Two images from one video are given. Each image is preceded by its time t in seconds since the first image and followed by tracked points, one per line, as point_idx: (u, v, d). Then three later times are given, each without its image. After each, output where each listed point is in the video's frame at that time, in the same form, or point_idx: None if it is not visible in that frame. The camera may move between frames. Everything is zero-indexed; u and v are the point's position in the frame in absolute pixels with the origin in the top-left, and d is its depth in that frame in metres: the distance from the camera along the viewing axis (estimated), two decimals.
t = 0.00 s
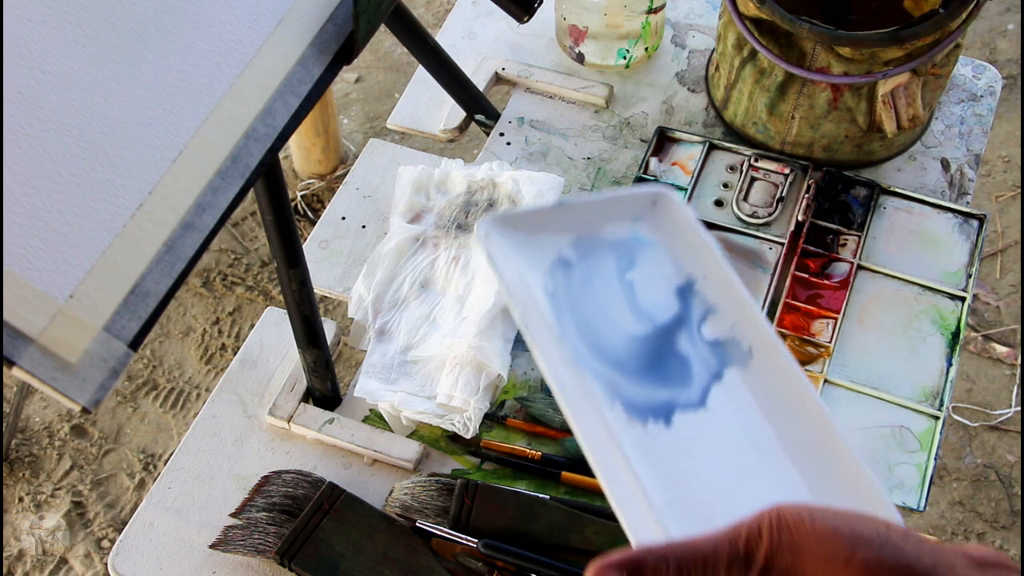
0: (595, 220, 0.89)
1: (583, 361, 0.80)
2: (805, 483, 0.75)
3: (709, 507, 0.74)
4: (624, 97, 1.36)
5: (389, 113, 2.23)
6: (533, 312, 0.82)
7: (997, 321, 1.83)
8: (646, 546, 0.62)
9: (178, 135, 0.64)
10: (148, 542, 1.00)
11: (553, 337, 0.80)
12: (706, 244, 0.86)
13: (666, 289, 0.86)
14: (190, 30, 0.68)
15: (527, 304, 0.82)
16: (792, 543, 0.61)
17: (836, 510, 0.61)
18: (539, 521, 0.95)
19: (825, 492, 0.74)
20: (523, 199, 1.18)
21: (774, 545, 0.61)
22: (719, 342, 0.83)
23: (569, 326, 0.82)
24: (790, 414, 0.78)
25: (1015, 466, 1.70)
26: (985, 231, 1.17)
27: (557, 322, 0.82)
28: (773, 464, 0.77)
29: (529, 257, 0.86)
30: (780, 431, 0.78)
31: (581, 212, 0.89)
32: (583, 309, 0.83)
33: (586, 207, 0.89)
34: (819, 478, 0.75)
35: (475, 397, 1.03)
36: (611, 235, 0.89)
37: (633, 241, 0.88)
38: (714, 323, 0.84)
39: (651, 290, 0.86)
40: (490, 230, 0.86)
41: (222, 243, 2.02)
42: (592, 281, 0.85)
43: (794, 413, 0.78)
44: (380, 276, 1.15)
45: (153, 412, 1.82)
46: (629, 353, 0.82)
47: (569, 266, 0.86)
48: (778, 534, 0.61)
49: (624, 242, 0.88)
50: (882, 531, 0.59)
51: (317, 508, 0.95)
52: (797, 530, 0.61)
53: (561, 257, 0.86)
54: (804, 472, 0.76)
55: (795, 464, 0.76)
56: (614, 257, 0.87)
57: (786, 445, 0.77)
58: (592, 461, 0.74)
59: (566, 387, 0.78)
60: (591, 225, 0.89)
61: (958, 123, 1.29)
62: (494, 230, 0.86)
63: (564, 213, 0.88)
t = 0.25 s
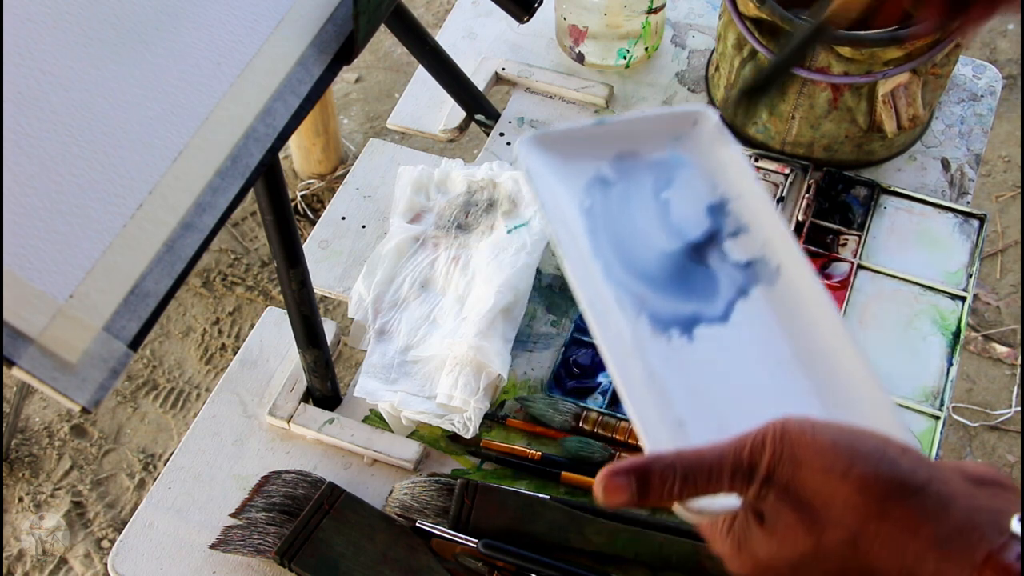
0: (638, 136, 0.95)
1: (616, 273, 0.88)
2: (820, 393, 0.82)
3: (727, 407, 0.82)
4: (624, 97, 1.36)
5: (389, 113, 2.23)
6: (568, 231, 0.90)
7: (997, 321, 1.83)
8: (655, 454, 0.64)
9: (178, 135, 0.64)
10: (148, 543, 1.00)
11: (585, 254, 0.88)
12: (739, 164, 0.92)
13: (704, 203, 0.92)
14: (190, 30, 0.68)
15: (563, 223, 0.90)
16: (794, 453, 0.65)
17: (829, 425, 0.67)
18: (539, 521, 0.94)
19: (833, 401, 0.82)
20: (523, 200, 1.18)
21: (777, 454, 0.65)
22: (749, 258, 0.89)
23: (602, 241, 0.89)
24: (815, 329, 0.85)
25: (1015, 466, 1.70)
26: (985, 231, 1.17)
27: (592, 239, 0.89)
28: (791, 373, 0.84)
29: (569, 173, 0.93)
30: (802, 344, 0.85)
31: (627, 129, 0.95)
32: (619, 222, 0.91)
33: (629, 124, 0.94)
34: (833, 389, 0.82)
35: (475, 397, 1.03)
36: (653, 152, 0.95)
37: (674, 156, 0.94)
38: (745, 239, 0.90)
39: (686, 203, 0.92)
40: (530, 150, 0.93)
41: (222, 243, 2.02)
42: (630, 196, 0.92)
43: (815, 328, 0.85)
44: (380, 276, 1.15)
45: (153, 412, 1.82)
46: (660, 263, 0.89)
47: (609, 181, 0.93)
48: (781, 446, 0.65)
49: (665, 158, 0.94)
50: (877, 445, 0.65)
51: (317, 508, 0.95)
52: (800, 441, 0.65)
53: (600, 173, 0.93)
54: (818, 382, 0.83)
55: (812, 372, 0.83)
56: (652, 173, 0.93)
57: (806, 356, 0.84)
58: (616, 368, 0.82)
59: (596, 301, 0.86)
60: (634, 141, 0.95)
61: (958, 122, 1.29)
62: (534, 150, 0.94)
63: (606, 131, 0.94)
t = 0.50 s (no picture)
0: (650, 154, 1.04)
1: (632, 276, 0.95)
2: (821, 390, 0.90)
3: (734, 401, 0.89)
4: (624, 97, 1.36)
5: (389, 113, 2.23)
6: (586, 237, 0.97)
7: (997, 321, 1.83)
8: (678, 484, 0.66)
9: (178, 135, 0.64)
10: (148, 543, 1.00)
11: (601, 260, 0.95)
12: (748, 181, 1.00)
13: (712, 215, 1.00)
14: (190, 30, 0.68)
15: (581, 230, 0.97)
16: (818, 476, 0.68)
17: (853, 451, 0.69)
18: (539, 521, 0.94)
19: (836, 398, 0.89)
20: (523, 200, 1.18)
21: (802, 478, 0.68)
22: (760, 262, 0.96)
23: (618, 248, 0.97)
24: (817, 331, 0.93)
25: (1015, 466, 1.70)
26: (985, 231, 1.17)
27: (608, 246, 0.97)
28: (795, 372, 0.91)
29: (584, 186, 1.02)
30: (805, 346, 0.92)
31: (638, 147, 1.04)
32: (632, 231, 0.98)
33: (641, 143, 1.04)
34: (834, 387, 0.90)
35: (475, 397, 1.03)
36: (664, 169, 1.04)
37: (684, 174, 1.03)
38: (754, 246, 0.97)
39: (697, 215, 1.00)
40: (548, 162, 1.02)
41: (222, 243, 2.02)
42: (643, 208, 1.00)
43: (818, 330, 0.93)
44: (380, 276, 1.15)
45: (153, 412, 1.82)
46: (672, 266, 0.96)
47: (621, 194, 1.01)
48: (805, 471, 0.68)
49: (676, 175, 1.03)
50: (900, 469, 0.68)
51: (317, 508, 0.95)
52: (823, 464, 0.68)
53: (615, 192, 1.01)
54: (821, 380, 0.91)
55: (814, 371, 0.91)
56: (664, 187, 1.02)
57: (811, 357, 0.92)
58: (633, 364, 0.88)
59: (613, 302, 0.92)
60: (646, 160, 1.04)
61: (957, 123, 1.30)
62: (552, 163, 1.02)
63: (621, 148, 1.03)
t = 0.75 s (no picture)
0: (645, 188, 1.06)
1: (631, 311, 0.96)
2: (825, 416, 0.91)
3: (740, 434, 0.90)
4: (624, 97, 1.36)
5: (388, 113, 2.23)
6: (585, 270, 0.99)
7: (997, 321, 1.83)
8: (688, 527, 0.70)
9: (178, 135, 0.64)
10: (148, 543, 1.00)
11: (599, 292, 0.97)
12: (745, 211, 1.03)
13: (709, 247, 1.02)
14: (190, 30, 0.68)
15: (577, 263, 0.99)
16: (828, 514, 0.70)
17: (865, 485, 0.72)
18: (539, 521, 0.94)
19: (841, 425, 0.90)
20: (523, 200, 1.18)
21: (811, 519, 0.71)
22: (759, 289, 0.98)
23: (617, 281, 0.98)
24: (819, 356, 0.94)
25: (1015, 466, 1.70)
26: (985, 231, 1.17)
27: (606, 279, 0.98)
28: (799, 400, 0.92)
29: (581, 220, 1.04)
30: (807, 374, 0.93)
31: (633, 180, 1.06)
32: (630, 265, 1.00)
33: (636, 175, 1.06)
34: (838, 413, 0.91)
35: (475, 397, 1.03)
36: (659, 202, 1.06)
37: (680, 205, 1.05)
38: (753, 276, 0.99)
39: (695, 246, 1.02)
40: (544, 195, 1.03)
41: (222, 243, 2.02)
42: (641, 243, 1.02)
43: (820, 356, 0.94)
44: (380, 276, 1.15)
45: (153, 412, 1.82)
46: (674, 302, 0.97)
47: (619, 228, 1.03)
48: (814, 509, 0.71)
49: (673, 206, 1.05)
50: (910, 502, 0.71)
51: (317, 508, 0.95)
52: (831, 502, 0.70)
53: (611, 224, 1.04)
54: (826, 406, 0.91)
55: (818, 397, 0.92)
56: (662, 219, 1.04)
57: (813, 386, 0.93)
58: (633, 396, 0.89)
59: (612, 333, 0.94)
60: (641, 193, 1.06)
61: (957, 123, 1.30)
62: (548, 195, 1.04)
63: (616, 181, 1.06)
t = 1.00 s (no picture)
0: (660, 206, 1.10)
1: (647, 326, 1.00)
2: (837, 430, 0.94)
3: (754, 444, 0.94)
4: (624, 97, 1.36)
5: (388, 113, 2.23)
6: (602, 287, 1.02)
7: (997, 321, 1.83)
8: (699, 535, 0.73)
9: (178, 135, 0.64)
10: (148, 543, 1.00)
11: (616, 309, 1.01)
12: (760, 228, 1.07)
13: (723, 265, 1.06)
14: (190, 30, 0.68)
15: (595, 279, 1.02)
16: (838, 519, 0.71)
17: (876, 491, 0.72)
18: (539, 521, 0.95)
19: (854, 432, 0.94)
20: (523, 200, 1.18)
21: (822, 523, 0.71)
22: (773, 306, 1.02)
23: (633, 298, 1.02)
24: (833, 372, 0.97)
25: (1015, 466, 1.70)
26: (985, 231, 1.17)
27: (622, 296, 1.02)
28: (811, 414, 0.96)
29: (597, 236, 1.07)
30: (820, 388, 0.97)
31: (650, 198, 1.10)
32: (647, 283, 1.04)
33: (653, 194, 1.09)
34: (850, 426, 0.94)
35: (475, 397, 1.03)
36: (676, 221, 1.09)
37: (696, 224, 1.09)
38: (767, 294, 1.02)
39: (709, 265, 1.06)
40: (560, 213, 1.07)
41: (222, 243, 2.02)
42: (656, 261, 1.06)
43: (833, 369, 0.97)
44: (380, 276, 1.15)
45: (153, 412, 1.82)
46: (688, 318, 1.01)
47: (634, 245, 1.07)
48: (825, 514, 0.71)
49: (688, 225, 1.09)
50: (920, 507, 0.70)
51: (317, 508, 0.95)
52: (842, 506, 0.71)
53: (627, 240, 1.07)
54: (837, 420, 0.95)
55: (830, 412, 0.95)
56: (676, 236, 1.08)
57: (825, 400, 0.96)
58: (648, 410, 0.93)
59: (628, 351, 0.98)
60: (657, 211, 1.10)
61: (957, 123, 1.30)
62: (565, 212, 1.07)
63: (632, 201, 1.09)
